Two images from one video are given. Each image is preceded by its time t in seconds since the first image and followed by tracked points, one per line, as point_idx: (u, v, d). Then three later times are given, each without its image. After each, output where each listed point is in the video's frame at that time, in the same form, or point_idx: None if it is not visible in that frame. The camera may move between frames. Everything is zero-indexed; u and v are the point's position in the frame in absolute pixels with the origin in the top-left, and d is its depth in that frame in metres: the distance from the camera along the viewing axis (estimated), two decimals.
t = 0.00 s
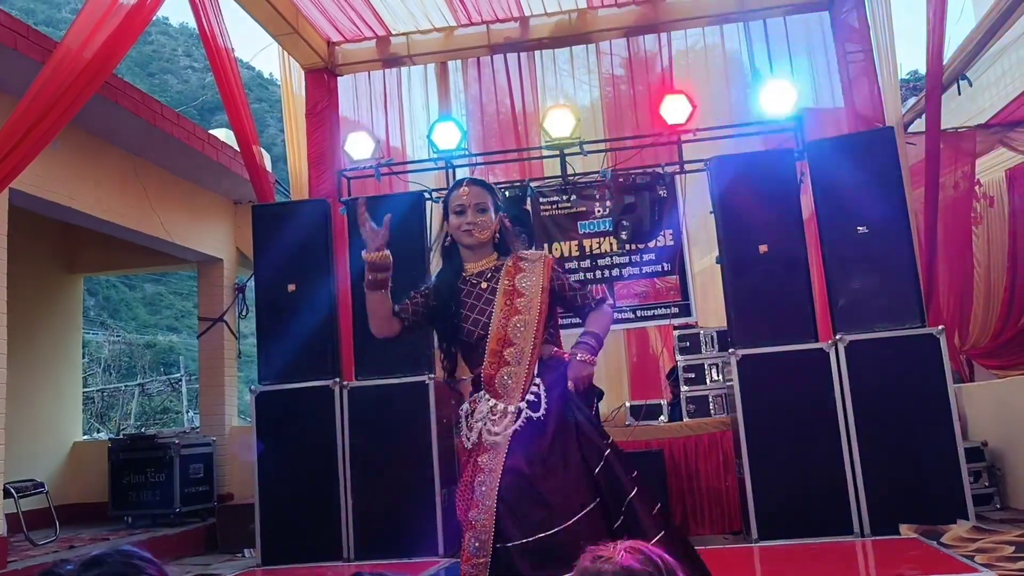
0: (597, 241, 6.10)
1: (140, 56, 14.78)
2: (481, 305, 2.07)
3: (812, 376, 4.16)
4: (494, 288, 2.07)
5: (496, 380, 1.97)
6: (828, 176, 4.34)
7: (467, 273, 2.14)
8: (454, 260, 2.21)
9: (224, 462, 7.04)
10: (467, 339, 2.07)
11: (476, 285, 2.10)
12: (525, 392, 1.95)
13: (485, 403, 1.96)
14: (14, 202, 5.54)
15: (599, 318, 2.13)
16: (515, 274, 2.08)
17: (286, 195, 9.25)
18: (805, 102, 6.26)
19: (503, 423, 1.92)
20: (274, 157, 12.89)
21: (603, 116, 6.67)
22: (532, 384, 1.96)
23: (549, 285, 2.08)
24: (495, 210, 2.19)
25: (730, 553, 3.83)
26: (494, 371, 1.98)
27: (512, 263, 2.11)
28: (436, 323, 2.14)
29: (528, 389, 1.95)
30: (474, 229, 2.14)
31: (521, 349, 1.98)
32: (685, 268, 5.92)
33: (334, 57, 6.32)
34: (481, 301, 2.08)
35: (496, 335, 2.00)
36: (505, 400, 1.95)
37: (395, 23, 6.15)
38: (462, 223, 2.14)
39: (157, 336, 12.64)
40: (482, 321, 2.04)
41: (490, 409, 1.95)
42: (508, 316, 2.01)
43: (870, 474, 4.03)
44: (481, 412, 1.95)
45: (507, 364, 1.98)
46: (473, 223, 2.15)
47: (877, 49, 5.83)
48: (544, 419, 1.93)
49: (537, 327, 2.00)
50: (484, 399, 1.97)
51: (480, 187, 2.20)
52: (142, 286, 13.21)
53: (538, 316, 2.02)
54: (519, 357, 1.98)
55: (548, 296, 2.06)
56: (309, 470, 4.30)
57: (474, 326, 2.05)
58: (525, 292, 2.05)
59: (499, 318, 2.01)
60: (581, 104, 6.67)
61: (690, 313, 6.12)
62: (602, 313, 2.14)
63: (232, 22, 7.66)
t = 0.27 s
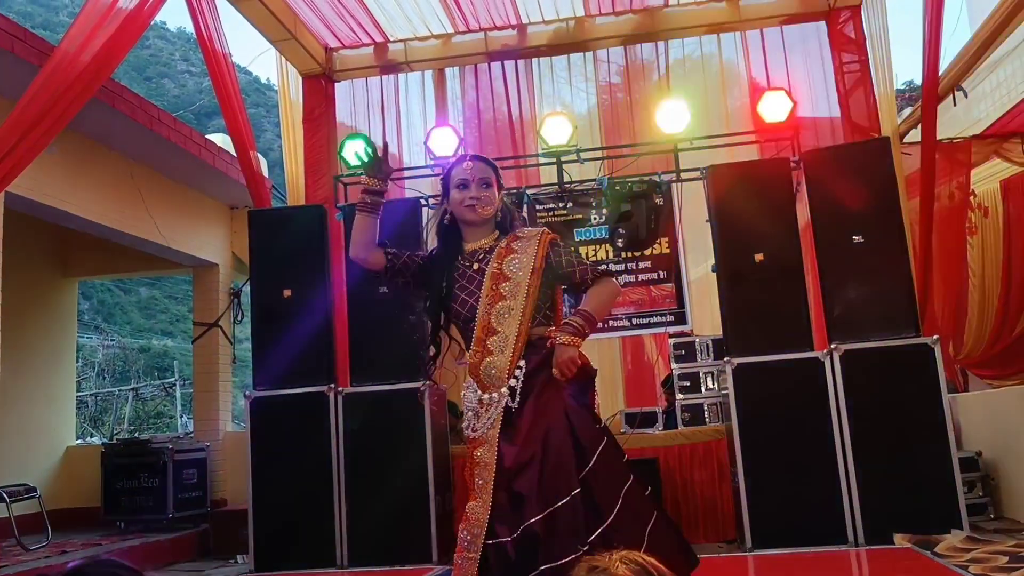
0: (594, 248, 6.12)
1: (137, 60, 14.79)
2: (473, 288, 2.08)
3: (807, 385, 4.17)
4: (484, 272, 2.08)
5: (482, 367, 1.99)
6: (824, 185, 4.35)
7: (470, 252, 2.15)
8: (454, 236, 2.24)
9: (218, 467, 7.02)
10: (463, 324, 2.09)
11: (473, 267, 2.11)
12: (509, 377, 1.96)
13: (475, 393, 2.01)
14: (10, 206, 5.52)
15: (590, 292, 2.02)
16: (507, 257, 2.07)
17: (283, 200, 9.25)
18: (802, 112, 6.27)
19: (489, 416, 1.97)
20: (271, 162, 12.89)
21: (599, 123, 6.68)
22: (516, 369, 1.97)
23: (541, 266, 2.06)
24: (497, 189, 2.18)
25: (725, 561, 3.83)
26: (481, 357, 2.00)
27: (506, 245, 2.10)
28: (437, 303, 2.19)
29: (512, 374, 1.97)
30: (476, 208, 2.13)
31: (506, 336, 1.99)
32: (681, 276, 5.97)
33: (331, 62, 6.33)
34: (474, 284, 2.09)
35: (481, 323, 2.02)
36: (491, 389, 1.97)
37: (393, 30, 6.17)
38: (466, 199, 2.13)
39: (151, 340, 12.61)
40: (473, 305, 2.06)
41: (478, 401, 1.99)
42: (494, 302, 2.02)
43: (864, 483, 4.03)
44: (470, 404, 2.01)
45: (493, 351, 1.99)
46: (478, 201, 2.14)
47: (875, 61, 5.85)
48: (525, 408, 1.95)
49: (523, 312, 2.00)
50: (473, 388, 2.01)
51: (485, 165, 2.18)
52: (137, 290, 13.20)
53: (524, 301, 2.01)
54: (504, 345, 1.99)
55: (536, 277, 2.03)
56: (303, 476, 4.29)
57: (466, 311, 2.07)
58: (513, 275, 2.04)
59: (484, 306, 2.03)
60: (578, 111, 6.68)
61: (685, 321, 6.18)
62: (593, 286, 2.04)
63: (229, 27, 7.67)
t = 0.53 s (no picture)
0: (594, 254, 6.16)
1: (138, 62, 14.80)
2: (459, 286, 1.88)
3: (805, 393, 4.17)
4: (470, 269, 1.87)
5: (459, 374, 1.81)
6: (823, 193, 4.35)
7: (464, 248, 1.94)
8: (457, 229, 2.07)
9: (214, 469, 7.01)
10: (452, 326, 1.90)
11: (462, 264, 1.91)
12: (482, 386, 1.76)
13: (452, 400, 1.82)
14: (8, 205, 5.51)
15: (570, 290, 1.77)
16: (495, 254, 1.85)
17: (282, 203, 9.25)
18: (801, 120, 6.27)
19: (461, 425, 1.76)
20: (271, 165, 12.91)
21: (599, 129, 6.69)
22: (491, 377, 1.76)
23: (528, 263, 1.83)
24: (495, 179, 1.95)
25: (720, 569, 3.82)
26: (458, 364, 1.81)
27: (495, 240, 1.88)
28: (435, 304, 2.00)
29: (486, 383, 1.76)
30: (471, 201, 1.90)
31: (484, 339, 1.79)
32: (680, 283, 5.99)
33: (333, 65, 6.33)
34: (460, 283, 1.88)
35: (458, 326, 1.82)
36: (463, 397, 1.77)
37: (394, 34, 6.17)
38: (460, 194, 1.90)
39: (148, 342, 12.60)
40: (457, 306, 1.86)
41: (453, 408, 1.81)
42: (474, 304, 1.82)
43: (861, 492, 4.03)
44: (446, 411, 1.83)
45: (469, 357, 1.80)
46: (474, 193, 1.91)
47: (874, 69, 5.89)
48: (494, 419, 1.74)
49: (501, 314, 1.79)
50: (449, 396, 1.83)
51: (480, 153, 1.94)
52: (134, 292, 13.20)
53: (505, 304, 1.80)
54: (481, 350, 1.78)
55: (520, 276, 1.82)
56: (299, 479, 4.28)
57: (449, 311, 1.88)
58: (495, 275, 1.83)
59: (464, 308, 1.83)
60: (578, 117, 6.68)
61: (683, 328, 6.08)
62: (578, 283, 1.78)
63: (231, 29, 7.68)
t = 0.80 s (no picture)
0: (598, 255, 6.17)
1: (147, 56, 14.82)
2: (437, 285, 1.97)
3: (809, 396, 4.17)
4: (448, 271, 1.96)
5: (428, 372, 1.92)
6: (831, 197, 4.35)
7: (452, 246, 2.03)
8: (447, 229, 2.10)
9: (216, 462, 7.02)
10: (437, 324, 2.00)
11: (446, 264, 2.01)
12: (442, 388, 1.86)
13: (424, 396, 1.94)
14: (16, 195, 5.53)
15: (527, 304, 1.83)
16: (471, 257, 1.93)
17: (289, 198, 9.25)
18: (809, 125, 6.27)
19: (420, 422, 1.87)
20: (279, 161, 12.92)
21: (607, 130, 6.68)
22: (451, 380, 1.86)
23: (499, 271, 1.89)
24: (480, 179, 2.02)
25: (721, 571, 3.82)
26: (426, 361, 1.91)
27: (474, 242, 1.96)
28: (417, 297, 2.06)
29: (446, 385, 1.86)
30: (451, 202, 1.97)
31: (451, 340, 1.88)
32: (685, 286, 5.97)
33: (342, 62, 6.33)
34: (439, 282, 1.97)
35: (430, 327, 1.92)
36: (426, 392, 1.89)
37: (404, 31, 6.18)
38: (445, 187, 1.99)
39: (151, 336, 12.62)
40: (435, 304, 1.96)
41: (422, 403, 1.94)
42: (444, 306, 1.91)
43: (863, 498, 4.03)
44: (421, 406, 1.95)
45: (436, 355, 1.90)
46: (454, 192, 1.99)
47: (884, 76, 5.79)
48: (445, 420, 1.83)
49: (467, 319, 1.87)
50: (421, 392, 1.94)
51: (467, 153, 2.02)
52: (139, 285, 13.22)
53: (471, 309, 1.87)
54: (445, 351, 1.88)
55: (490, 283, 1.88)
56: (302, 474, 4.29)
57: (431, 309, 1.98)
58: (468, 279, 1.90)
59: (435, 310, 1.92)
60: (586, 118, 6.69)
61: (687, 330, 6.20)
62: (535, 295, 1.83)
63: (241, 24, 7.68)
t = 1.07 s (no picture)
0: (616, 252, 6.17)
1: (169, 47, 14.92)
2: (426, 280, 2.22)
3: (825, 397, 4.15)
4: (436, 266, 2.21)
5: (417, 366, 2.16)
6: (852, 198, 4.33)
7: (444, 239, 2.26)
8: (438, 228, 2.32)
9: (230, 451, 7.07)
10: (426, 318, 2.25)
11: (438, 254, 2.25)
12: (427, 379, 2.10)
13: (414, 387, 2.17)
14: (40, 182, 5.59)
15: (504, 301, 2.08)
16: (456, 253, 2.18)
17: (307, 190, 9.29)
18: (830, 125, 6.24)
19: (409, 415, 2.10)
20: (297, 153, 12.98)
21: (627, 127, 6.66)
22: (435, 374, 2.10)
23: (481, 267, 2.14)
24: (473, 182, 2.22)
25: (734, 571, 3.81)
26: (414, 353, 2.16)
27: (460, 240, 2.21)
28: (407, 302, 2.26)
29: (430, 378, 2.10)
30: (445, 203, 2.19)
31: (435, 331, 2.12)
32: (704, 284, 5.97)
33: (363, 55, 6.36)
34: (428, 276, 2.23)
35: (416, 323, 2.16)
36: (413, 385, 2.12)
37: (425, 25, 6.19)
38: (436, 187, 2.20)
39: (168, 325, 12.70)
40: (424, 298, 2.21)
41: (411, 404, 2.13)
42: (430, 300, 2.16)
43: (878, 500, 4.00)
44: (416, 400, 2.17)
45: (423, 346, 2.14)
46: (446, 194, 2.20)
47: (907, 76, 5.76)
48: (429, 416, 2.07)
49: (449, 314, 2.12)
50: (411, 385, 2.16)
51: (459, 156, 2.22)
52: (156, 275, 13.31)
53: (453, 304, 2.12)
54: (430, 342, 2.12)
55: (473, 279, 2.13)
56: (315, 465, 4.30)
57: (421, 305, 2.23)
58: (451, 275, 2.15)
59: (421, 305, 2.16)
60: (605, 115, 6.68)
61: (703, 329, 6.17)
62: (512, 294, 2.08)
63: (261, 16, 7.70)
